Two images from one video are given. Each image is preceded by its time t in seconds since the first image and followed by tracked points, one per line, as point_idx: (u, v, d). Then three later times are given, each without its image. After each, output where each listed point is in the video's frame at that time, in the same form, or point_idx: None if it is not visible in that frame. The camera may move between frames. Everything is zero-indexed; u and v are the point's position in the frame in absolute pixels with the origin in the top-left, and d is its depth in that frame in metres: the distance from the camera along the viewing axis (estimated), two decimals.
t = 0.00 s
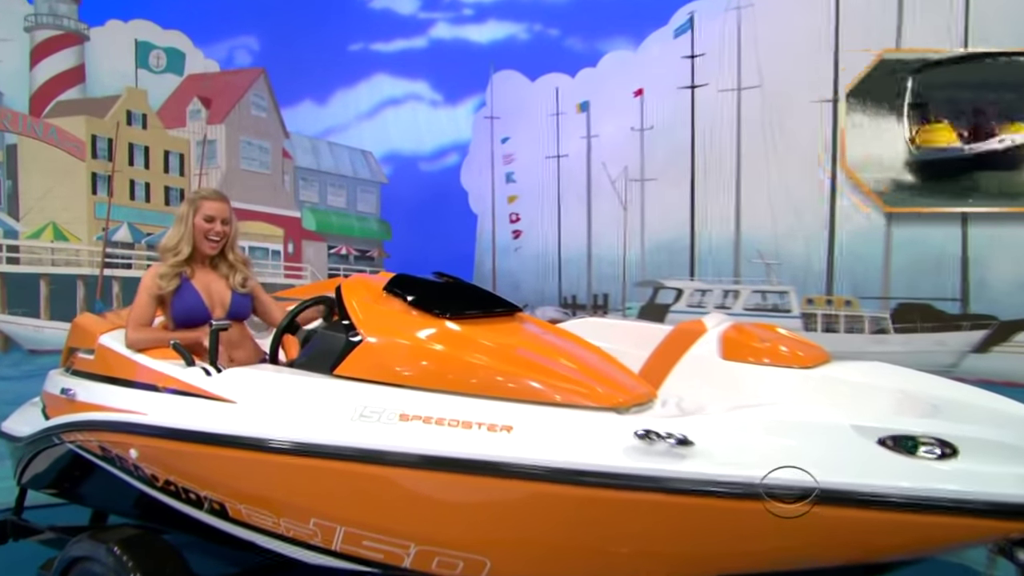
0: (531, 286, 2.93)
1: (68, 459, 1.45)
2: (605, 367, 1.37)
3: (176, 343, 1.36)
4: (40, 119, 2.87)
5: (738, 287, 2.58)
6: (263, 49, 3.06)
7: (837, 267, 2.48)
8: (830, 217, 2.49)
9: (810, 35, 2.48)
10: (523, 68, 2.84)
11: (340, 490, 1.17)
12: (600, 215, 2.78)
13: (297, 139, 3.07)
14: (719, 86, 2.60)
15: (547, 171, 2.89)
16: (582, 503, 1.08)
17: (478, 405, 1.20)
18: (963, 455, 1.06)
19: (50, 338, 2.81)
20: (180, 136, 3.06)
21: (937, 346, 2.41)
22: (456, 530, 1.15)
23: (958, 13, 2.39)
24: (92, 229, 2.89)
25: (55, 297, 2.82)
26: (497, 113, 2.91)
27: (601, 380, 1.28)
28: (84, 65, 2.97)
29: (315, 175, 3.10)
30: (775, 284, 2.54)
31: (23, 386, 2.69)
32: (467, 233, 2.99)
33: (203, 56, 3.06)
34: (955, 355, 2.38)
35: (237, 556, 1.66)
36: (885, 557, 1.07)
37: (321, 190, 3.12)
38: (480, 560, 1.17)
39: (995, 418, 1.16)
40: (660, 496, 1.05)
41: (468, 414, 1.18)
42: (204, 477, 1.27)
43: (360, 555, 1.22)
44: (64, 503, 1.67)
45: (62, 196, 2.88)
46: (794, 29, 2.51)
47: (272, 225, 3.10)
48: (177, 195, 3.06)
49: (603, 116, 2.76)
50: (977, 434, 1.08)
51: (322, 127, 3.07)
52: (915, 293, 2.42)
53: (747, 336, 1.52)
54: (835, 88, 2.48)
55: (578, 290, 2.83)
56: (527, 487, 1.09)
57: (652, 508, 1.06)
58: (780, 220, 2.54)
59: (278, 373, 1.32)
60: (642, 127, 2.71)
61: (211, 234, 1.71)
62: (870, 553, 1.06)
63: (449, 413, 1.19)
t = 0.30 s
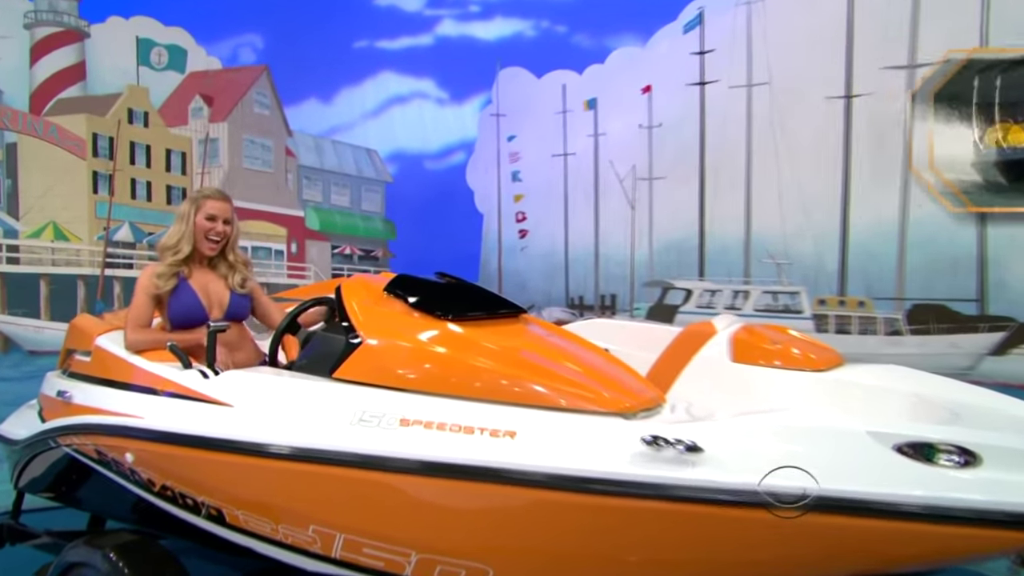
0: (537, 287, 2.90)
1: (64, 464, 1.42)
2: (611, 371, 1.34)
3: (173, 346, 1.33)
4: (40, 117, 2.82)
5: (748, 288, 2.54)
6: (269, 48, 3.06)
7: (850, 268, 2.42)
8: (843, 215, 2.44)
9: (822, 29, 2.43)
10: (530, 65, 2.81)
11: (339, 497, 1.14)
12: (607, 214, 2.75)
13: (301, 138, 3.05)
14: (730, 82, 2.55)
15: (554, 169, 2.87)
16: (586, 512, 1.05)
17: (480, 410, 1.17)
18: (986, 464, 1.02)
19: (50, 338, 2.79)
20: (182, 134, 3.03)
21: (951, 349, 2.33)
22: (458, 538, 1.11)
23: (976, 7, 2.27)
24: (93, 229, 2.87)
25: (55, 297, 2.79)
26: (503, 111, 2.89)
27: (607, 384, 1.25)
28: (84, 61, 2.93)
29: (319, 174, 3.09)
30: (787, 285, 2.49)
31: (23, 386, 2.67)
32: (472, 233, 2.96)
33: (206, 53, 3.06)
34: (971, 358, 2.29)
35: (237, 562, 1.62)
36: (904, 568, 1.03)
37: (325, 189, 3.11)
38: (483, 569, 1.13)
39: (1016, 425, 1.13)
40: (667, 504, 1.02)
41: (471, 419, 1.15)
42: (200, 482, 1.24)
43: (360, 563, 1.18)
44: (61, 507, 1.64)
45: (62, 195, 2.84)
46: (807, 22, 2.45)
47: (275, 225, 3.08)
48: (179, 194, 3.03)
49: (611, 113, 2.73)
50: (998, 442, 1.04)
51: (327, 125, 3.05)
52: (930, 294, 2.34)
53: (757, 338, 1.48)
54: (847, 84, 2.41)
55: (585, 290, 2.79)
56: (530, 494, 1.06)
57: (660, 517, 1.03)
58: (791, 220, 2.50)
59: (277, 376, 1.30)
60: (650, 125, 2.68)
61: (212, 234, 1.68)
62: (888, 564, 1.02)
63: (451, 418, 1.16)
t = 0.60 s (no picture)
0: (544, 286, 2.86)
1: (61, 468, 1.40)
2: (619, 374, 1.31)
3: (170, 348, 1.30)
4: (40, 114, 2.84)
5: (759, 288, 2.50)
6: (273, 45, 3.05)
7: (864, 269, 2.38)
8: (856, 214, 2.39)
9: (833, 23, 2.39)
10: (536, 61, 2.78)
11: (339, 503, 1.11)
12: (616, 213, 2.71)
13: (304, 137, 3.05)
14: (740, 79, 2.51)
15: (562, 168, 2.83)
16: (592, 520, 1.02)
17: (484, 414, 1.14)
18: (1009, 472, 0.98)
19: (50, 339, 2.77)
20: (183, 132, 3.03)
21: (971, 351, 2.27)
22: (462, 547, 1.08)
23: None
24: (94, 228, 2.86)
25: (56, 296, 2.78)
26: (510, 108, 2.86)
27: (615, 388, 1.21)
28: (86, 58, 2.96)
29: (323, 172, 3.07)
30: (799, 285, 2.45)
31: (23, 387, 2.66)
32: (479, 233, 2.92)
33: (209, 50, 3.05)
34: (990, 361, 2.23)
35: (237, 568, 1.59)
36: None
37: (328, 187, 3.10)
38: None
39: None
40: (676, 513, 0.99)
41: (474, 424, 1.12)
42: (198, 487, 1.21)
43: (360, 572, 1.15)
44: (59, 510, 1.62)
45: (63, 195, 2.84)
46: (819, 16, 2.41)
47: (278, 224, 3.08)
48: (182, 193, 3.02)
49: (620, 110, 2.69)
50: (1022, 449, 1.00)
51: (332, 123, 3.03)
52: (949, 295, 2.28)
53: (769, 340, 1.45)
54: (861, 79, 2.36)
55: (592, 291, 2.76)
56: (535, 502, 1.03)
57: (668, 526, 0.99)
58: (804, 219, 2.46)
59: (277, 379, 1.27)
60: (659, 122, 2.64)
61: (214, 232, 1.66)
62: None
63: (453, 423, 1.13)
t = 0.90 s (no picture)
0: (553, 286, 2.82)
1: (58, 472, 1.38)
2: (630, 378, 1.27)
3: (167, 350, 1.27)
4: (41, 112, 2.81)
5: (774, 289, 2.45)
6: (279, 42, 3.02)
7: (882, 269, 2.33)
8: (874, 212, 2.34)
9: (850, 17, 2.35)
10: (545, 57, 2.74)
11: (341, 511, 1.08)
12: (627, 212, 2.66)
13: (310, 134, 3.02)
14: (754, 74, 2.47)
15: (571, 166, 2.78)
16: (602, 531, 0.98)
17: (491, 420, 1.10)
18: None
19: (52, 339, 2.75)
20: (187, 130, 3.00)
21: (994, 355, 2.19)
22: (468, 556, 1.04)
23: None
24: (96, 227, 2.83)
25: (58, 296, 2.76)
26: (518, 105, 2.81)
27: (626, 393, 1.17)
28: (89, 54, 2.94)
29: (329, 170, 3.05)
30: (815, 286, 2.40)
31: (24, 388, 2.64)
32: (488, 232, 2.89)
33: (214, 47, 3.02)
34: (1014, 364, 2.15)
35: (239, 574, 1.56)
36: None
37: (334, 186, 3.07)
38: None
39: None
40: (690, 524, 0.95)
41: (480, 431, 1.09)
42: (196, 494, 1.18)
43: None
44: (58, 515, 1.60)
45: (65, 193, 2.82)
46: (834, 11, 2.37)
47: (283, 223, 3.03)
48: (184, 191, 2.98)
49: (630, 107, 2.64)
50: None
51: (338, 122, 3.02)
52: (969, 295, 2.23)
53: (785, 342, 1.41)
54: (879, 75, 2.31)
55: (602, 291, 2.72)
56: (543, 512, 1.00)
57: (682, 537, 0.96)
58: (821, 217, 2.41)
59: (278, 382, 1.24)
60: (671, 119, 2.59)
61: (216, 230, 1.62)
62: None
63: (459, 430, 1.09)
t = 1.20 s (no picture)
0: (563, 287, 2.77)
1: (55, 479, 1.38)
2: (641, 381, 1.25)
3: (166, 352, 1.29)
4: (45, 110, 2.77)
5: (789, 289, 2.40)
6: (286, 39, 3.00)
7: (901, 270, 2.28)
8: (895, 209, 2.29)
9: (868, 10, 2.30)
10: (555, 53, 2.70)
11: (343, 520, 1.07)
12: (639, 211, 2.62)
13: (317, 132, 3.01)
14: (770, 70, 2.42)
15: (582, 164, 2.74)
16: (610, 542, 0.96)
17: (499, 426, 1.09)
18: None
19: (54, 339, 2.74)
20: (192, 128, 2.96)
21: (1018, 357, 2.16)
22: (472, 567, 1.03)
23: None
24: (100, 226, 2.81)
25: (61, 296, 2.74)
26: (528, 102, 2.77)
27: (639, 396, 1.15)
28: (91, 51, 2.92)
29: (336, 168, 3.02)
30: (831, 286, 2.35)
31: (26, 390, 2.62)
32: (497, 232, 2.85)
33: (219, 43, 3.00)
34: None
35: None
36: None
37: (340, 184, 3.05)
38: None
39: None
40: (700, 535, 0.93)
41: (488, 437, 1.07)
42: (198, 501, 1.18)
43: None
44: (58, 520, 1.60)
45: (68, 190, 2.79)
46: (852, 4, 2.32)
47: (289, 222, 3.00)
48: (189, 189, 2.96)
49: (643, 104, 2.60)
50: None
51: (345, 119, 2.99)
52: (992, 296, 2.18)
53: (803, 344, 1.37)
54: (899, 70, 2.26)
55: (614, 292, 2.67)
56: (551, 521, 0.98)
57: (691, 550, 0.93)
58: (838, 215, 2.37)
59: (284, 387, 1.23)
60: (684, 116, 2.55)
61: (219, 229, 1.59)
62: None
63: (467, 437, 1.08)
